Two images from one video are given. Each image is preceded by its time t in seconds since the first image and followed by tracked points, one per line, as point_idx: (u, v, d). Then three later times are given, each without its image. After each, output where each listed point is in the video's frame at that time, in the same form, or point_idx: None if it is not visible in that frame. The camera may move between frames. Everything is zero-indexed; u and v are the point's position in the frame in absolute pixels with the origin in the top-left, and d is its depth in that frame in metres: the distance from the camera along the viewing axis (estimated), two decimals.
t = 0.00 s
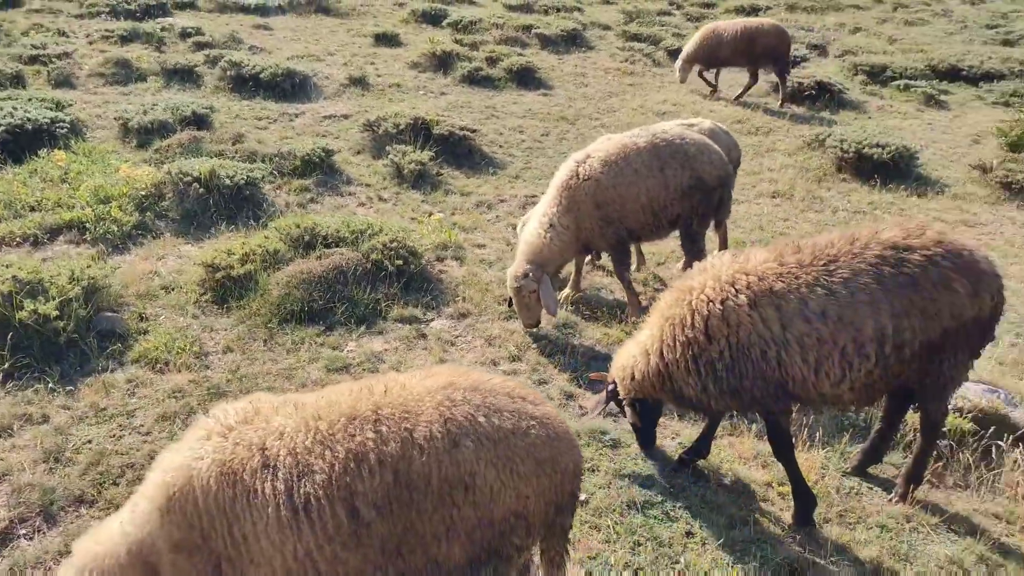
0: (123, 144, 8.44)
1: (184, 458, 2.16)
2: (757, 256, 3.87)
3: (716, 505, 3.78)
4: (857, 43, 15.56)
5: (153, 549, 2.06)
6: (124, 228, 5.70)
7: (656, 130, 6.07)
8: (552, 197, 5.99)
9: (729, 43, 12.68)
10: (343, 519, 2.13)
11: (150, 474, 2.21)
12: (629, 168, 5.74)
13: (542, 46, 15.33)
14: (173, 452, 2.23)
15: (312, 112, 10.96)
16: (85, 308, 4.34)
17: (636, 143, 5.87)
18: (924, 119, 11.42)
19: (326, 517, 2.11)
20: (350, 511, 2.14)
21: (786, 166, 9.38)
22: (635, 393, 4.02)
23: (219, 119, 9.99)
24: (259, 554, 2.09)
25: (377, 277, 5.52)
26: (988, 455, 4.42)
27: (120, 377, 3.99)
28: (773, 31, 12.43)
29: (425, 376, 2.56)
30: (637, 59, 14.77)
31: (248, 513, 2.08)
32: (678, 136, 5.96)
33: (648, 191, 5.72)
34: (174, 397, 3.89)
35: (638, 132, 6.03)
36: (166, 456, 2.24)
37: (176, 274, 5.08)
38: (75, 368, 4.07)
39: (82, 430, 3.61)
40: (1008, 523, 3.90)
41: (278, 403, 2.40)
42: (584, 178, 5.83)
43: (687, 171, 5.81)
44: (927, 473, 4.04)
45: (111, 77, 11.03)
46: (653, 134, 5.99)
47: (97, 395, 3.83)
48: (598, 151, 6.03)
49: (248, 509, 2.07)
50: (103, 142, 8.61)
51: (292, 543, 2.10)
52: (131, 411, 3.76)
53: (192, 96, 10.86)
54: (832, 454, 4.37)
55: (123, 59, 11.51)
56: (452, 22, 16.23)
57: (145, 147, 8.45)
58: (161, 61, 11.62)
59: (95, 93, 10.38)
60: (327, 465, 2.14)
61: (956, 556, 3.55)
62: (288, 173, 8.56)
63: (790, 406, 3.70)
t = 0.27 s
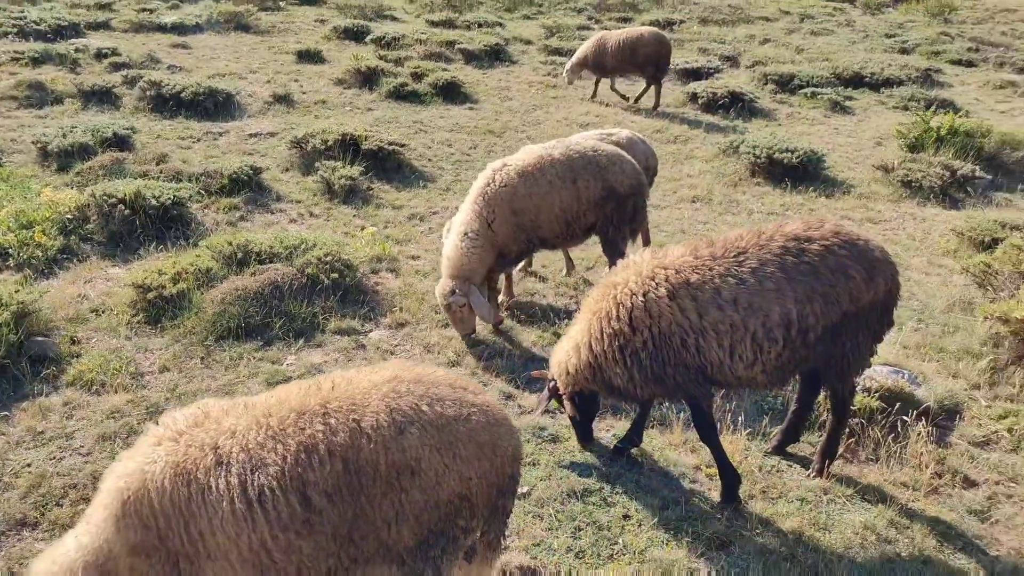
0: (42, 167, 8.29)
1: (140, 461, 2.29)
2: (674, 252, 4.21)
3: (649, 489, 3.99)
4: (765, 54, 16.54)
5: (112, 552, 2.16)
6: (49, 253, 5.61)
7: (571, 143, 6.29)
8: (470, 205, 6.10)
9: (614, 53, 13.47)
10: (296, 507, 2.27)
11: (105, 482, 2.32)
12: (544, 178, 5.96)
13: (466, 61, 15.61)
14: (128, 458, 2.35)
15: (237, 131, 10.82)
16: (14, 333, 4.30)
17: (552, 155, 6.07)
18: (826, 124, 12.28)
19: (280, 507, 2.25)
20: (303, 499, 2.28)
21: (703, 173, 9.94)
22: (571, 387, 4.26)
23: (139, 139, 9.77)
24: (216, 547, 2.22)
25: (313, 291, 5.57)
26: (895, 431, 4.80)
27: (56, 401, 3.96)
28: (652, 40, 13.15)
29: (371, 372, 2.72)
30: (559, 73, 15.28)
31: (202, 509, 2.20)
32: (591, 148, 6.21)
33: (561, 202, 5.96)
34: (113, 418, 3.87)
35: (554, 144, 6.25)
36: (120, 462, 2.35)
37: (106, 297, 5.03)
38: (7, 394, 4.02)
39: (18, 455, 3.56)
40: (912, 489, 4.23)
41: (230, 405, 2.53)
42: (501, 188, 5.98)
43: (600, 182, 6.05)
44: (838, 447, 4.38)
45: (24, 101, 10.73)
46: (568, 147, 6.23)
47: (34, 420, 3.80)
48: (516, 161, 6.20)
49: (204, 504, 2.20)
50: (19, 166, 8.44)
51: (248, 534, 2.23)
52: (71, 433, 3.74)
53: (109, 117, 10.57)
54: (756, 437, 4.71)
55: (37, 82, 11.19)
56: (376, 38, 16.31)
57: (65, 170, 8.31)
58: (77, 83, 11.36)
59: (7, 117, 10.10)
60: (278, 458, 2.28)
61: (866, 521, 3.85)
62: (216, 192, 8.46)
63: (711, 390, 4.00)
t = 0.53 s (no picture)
0: None
1: (128, 467, 2.44)
2: (633, 258, 4.39)
3: (615, 488, 4.07)
4: (707, 73, 17.19)
5: (102, 556, 2.31)
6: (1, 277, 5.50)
7: (524, 159, 6.39)
8: (427, 222, 6.11)
9: (537, 69, 13.84)
10: (282, 505, 2.43)
11: (92, 488, 2.47)
12: (500, 193, 6.01)
13: (417, 82, 15.77)
14: (114, 465, 2.50)
15: (188, 153, 10.68)
16: None
17: (507, 170, 6.15)
18: (767, 139, 12.84)
19: (266, 505, 2.41)
20: (288, 497, 2.44)
21: (654, 187, 10.28)
22: (541, 394, 4.36)
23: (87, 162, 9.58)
24: (205, 546, 2.38)
25: (275, 307, 5.57)
26: (845, 426, 5.04)
27: (19, 422, 3.91)
28: (575, 57, 13.57)
29: (350, 375, 2.89)
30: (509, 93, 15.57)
31: (189, 512, 2.36)
32: (544, 163, 6.32)
33: (518, 215, 6.03)
34: (79, 437, 3.83)
35: (507, 160, 6.33)
36: (106, 469, 2.50)
37: (65, 319, 5.03)
38: None
39: None
40: (862, 478, 4.42)
41: (214, 411, 2.69)
42: (457, 203, 6.02)
43: (553, 197, 6.17)
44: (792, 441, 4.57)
45: None
46: (521, 162, 6.32)
47: None
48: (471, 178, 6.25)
49: (191, 507, 2.36)
50: None
51: (236, 532, 2.38)
52: (37, 452, 3.69)
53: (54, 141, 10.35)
54: (715, 434, 4.90)
55: None
56: (325, 60, 16.34)
57: (14, 194, 8.17)
58: (22, 107, 11.15)
59: None
60: (263, 459, 2.44)
61: (822, 509, 4.00)
62: (170, 214, 8.34)
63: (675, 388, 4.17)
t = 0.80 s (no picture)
0: None
1: (151, 463, 2.55)
2: (626, 265, 4.54)
3: (612, 486, 4.19)
4: (682, 86, 17.54)
5: (125, 547, 2.42)
6: None
7: (505, 170, 6.34)
8: (412, 236, 6.06)
9: (493, 80, 14.09)
10: (295, 501, 2.51)
11: (115, 483, 2.57)
12: (483, 204, 5.95)
13: (396, 96, 15.95)
14: (137, 461, 2.61)
15: (170, 167, 10.66)
16: None
17: (489, 181, 6.09)
18: (742, 150, 13.14)
19: (281, 501, 2.49)
20: (301, 494, 2.52)
21: (633, 197, 10.48)
22: (540, 399, 4.45)
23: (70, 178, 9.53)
24: (222, 540, 2.47)
25: (269, 318, 5.61)
26: (828, 425, 5.19)
27: (19, 435, 3.96)
28: (528, 69, 13.98)
29: (362, 378, 2.99)
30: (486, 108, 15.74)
31: (208, 506, 2.45)
32: (526, 175, 6.27)
33: (502, 225, 5.96)
34: (82, 448, 3.89)
35: (489, 172, 6.27)
36: (130, 465, 2.61)
37: (58, 333, 5.04)
38: None
39: None
40: (846, 474, 4.56)
41: (232, 411, 2.80)
42: (441, 216, 5.95)
43: (536, 208, 6.12)
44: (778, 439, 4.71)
45: None
46: (503, 174, 6.26)
47: None
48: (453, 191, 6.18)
49: (208, 501, 2.45)
50: None
51: (251, 527, 2.47)
52: (41, 464, 3.75)
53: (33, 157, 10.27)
54: (705, 433, 5.04)
55: None
56: (303, 75, 16.42)
57: None
58: None
59: None
60: (278, 457, 2.53)
61: (809, 503, 4.12)
62: (156, 228, 8.34)
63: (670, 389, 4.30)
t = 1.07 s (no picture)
0: None
1: (168, 466, 2.71)
2: (609, 267, 4.65)
3: (602, 481, 4.31)
4: (640, 88, 17.84)
5: (138, 547, 2.54)
6: None
7: (472, 175, 6.32)
8: (387, 245, 5.92)
9: (436, 81, 14.22)
10: (305, 505, 2.62)
11: (134, 485, 2.74)
12: (457, 210, 5.90)
13: (358, 101, 16.07)
14: (156, 463, 2.77)
15: (135, 177, 10.46)
16: None
17: (460, 186, 6.05)
18: (702, 151, 13.44)
19: (292, 504, 2.61)
20: (312, 498, 2.63)
21: (601, 199, 10.65)
22: (525, 396, 4.56)
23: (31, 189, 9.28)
24: (235, 542, 2.60)
25: (251, 327, 5.57)
26: (804, 415, 5.36)
27: (7, 452, 3.94)
28: (470, 68, 13.99)
29: (372, 386, 3.10)
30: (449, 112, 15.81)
31: (221, 509, 2.58)
32: (494, 179, 6.28)
33: (478, 229, 5.96)
34: (74, 461, 3.92)
35: (458, 177, 6.22)
36: (148, 467, 2.77)
37: (36, 347, 4.98)
38: None
39: None
40: (824, 462, 4.73)
41: (247, 418, 2.95)
42: (415, 224, 5.87)
43: (507, 210, 6.15)
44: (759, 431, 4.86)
45: None
46: (472, 179, 6.24)
47: None
48: (424, 198, 6.12)
49: (222, 503, 2.58)
50: None
51: (263, 530, 2.59)
52: (34, 479, 3.76)
53: None
54: (688, 426, 5.17)
55: None
56: (263, 81, 16.24)
57: None
58: None
59: None
60: (289, 462, 2.66)
61: (792, 491, 4.28)
62: (126, 239, 8.19)
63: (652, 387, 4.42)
